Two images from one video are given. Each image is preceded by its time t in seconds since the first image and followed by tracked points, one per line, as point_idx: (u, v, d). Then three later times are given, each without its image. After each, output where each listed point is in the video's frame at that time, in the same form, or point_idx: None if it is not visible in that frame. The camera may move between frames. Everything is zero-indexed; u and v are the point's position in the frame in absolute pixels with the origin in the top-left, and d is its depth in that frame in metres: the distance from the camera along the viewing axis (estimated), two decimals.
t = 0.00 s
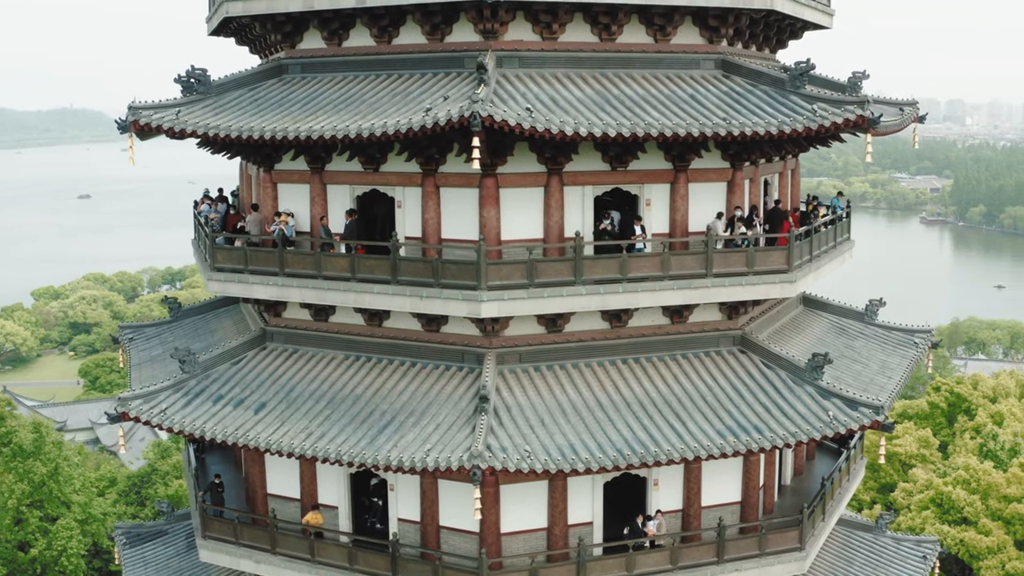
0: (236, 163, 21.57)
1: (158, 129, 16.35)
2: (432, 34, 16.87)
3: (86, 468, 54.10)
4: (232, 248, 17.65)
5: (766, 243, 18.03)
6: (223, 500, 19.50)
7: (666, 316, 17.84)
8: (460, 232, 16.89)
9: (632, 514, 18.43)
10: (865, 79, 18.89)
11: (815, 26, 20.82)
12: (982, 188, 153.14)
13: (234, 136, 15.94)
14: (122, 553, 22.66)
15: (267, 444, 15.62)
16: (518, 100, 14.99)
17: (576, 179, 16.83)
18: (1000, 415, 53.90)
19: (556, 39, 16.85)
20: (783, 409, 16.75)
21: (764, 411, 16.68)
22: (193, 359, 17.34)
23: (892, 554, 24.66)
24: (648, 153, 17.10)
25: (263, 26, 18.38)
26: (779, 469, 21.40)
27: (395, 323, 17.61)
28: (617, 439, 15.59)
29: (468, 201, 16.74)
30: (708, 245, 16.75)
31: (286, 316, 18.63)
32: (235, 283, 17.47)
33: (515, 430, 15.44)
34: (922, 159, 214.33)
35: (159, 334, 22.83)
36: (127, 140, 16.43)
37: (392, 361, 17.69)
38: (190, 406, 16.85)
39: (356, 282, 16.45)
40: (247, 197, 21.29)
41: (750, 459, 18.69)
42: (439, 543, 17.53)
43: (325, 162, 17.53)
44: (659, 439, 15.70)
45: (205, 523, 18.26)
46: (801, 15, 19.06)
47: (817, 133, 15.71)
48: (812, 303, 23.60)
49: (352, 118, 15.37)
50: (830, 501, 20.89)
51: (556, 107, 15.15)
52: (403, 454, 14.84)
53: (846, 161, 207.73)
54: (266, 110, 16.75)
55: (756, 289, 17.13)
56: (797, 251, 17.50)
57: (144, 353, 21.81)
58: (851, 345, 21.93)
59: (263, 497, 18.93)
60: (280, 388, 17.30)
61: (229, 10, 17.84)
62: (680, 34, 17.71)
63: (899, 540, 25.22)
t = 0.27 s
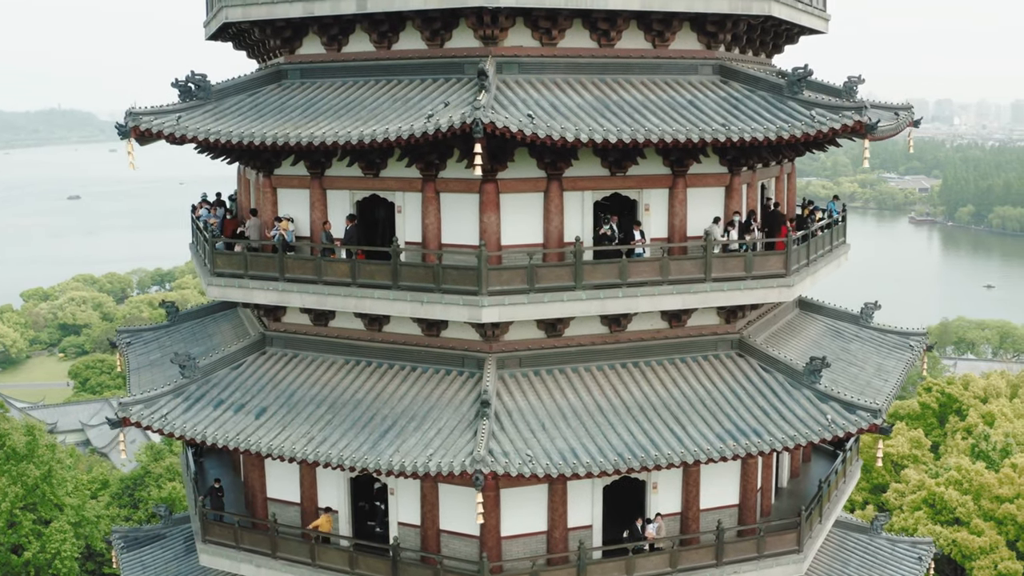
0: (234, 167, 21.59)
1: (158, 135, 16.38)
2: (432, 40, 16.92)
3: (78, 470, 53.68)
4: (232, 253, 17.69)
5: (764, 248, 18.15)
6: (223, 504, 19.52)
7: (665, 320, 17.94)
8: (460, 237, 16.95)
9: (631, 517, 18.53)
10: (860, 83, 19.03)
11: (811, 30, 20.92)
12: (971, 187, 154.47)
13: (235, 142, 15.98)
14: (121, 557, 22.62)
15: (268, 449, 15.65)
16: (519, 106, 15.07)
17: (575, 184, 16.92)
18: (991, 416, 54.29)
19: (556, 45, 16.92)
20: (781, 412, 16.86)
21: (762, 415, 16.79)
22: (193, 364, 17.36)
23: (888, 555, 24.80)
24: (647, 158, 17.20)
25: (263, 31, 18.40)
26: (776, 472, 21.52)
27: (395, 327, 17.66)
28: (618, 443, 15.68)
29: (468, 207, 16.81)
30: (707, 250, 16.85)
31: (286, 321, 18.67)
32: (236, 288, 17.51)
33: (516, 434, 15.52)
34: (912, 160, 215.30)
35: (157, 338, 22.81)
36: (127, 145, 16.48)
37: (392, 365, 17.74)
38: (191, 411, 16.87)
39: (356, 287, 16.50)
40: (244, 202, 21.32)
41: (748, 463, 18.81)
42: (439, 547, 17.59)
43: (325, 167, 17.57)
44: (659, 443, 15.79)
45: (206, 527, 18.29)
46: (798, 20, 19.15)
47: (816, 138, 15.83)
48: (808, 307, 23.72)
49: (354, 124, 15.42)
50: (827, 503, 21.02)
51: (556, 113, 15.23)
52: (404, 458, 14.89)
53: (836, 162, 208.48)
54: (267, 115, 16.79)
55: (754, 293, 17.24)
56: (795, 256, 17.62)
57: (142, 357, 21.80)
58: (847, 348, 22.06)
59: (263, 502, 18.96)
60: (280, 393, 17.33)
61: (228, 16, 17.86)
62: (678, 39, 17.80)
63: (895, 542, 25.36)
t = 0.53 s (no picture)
0: (232, 172, 21.59)
1: (158, 140, 16.39)
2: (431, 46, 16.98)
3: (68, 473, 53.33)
4: (231, 258, 17.72)
5: (761, 252, 18.27)
6: (222, 508, 19.52)
7: (663, 324, 18.05)
8: (459, 243, 17.02)
9: (630, 520, 18.61)
10: (855, 87, 19.17)
11: (806, 35, 21.05)
12: (958, 187, 156.02)
13: (235, 147, 16.01)
14: (118, 561, 22.55)
15: (269, 454, 15.68)
16: (519, 112, 15.15)
17: (574, 189, 17.00)
18: (981, 416, 54.64)
19: (555, 51, 17.02)
20: (779, 415, 16.98)
21: (760, 418, 16.91)
22: (193, 369, 17.36)
23: (883, 556, 24.96)
24: (645, 164, 17.30)
25: (262, 36, 18.43)
26: (772, 474, 21.64)
27: (394, 332, 17.72)
28: (618, 447, 15.77)
29: (468, 212, 16.88)
30: (705, 254, 16.95)
31: (285, 325, 18.70)
32: (235, 293, 17.54)
33: (517, 438, 15.60)
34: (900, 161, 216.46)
35: (154, 342, 22.77)
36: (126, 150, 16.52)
37: (392, 370, 17.79)
38: (191, 416, 16.88)
39: (357, 292, 16.56)
40: (242, 207, 21.33)
41: (745, 466, 18.93)
42: (439, 551, 17.64)
43: (324, 172, 17.63)
44: (659, 447, 15.90)
45: (205, 531, 18.30)
46: (795, 26, 19.28)
47: (813, 144, 15.97)
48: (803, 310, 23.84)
49: (354, 131, 15.48)
50: (823, 505, 21.14)
51: (556, 119, 15.32)
52: (406, 463, 14.95)
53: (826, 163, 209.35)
54: (267, 121, 16.82)
55: (752, 297, 17.35)
56: (792, 260, 17.74)
57: (140, 362, 21.76)
58: (843, 351, 22.20)
59: (262, 506, 18.98)
60: (280, 398, 17.36)
61: (227, 21, 17.88)
62: (676, 45, 17.91)
63: (890, 543, 25.50)
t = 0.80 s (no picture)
0: (228, 176, 21.59)
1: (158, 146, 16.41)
2: (431, 51, 17.03)
3: (59, 476, 53.09)
4: (231, 264, 17.75)
5: (758, 256, 18.39)
6: (221, 513, 19.55)
7: (661, 328, 18.16)
8: (458, 248, 17.08)
9: (629, 523, 18.70)
10: (850, 91, 19.32)
11: (800, 40, 21.19)
12: (946, 188, 157.32)
13: (235, 153, 16.04)
14: (115, 565, 22.54)
15: (271, 459, 15.73)
16: (519, 118, 15.24)
17: (573, 195, 17.09)
18: (971, 416, 55.02)
19: (553, 57, 17.10)
20: (777, 419, 17.10)
21: (758, 422, 17.03)
22: (193, 374, 17.38)
23: (878, 557, 25.13)
24: (643, 169, 17.39)
25: (260, 42, 18.47)
26: (769, 477, 21.77)
27: (394, 337, 17.77)
28: (617, 451, 15.87)
29: (467, 217, 16.94)
30: (703, 259, 17.04)
31: (284, 330, 18.72)
32: (235, 299, 17.58)
33: (517, 443, 15.68)
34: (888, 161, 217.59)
35: (151, 347, 22.75)
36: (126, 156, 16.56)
37: (391, 375, 17.83)
38: (192, 421, 16.91)
39: (357, 297, 16.60)
40: (240, 213, 21.33)
41: (742, 469, 19.05)
42: (439, 555, 17.70)
43: (323, 178, 17.66)
44: (658, 450, 16.01)
45: (205, 536, 18.32)
46: (791, 31, 19.39)
47: (810, 150, 16.11)
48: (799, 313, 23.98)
49: (355, 137, 15.54)
50: (820, 507, 21.26)
51: (556, 125, 15.39)
52: (408, 468, 15.01)
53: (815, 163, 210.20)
54: (266, 127, 16.86)
55: (750, 302, 17.46)
56: (789, 264, 17.86)
57: (138, 366, 21.74)
58: (838, 354, 22.34)
59: (262, 510, 19.01)
60: (280, 402, 17.39)
61: (226, 27, 17.90)
62: (673, 50, 18.01)
63: (884, 544, 25.67)
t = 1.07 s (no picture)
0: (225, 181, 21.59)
1: (157, 152, 16.44)
2: (429, 57, 17.09)
3: (50, 479, 52.83)
4: (230, 269, 17.78)
5: (755, 261, 18.51)
6: (220, 517, 19.56)
7: (658, 332, 18.25)
8: (457, 253, 17.14)
9: (627, 526, 18.80)
10: (844, 96, 19.49)
11: (795, 45, 21.31)
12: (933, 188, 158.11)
13: (235, 159, 16.07)
14: (112, 569, 22.51)
15: (271, 464, 15.78)
16: (519, 125, 15.32)
17: (571, 200, 17.18)
18: (961, 416, 55.38)
19: (552, 63, 17.18)
20: (774, 422, 17.22)
21: (756, 425, 17.15)
22: (192, 379, 17.41)
23: (873, 558, 25.29)
24: (641, 174, 17.49)
25: (259, 47, 18.49)
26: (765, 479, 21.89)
27: (393, 341, 17.81)
28: (617, 455, 15.97)
29: (466, 223, 17.01)
30: (701, 264, 17.15)
31: (283, 335, 18.75)
32: (234, 304, 17.61)
33: (517, 447, 15.76)
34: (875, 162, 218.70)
35: (148, 351, 22.72)
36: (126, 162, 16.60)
37: (390, 379, 17.87)
38: (191, 426, 16.93)
39: (356, 302, 16.66)
40: (238, 218, 21.35)
41: (739, 472, 19.16)
42: (438, 559, 17.74)
43: (322, 183, 17.70)
44: (657, 454, 16.11)
45: (204, 540, 18.34)
46: (787, 36, 19.51)
47: (807, 155, 16.24)
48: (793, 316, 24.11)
49: (355, 143, 15.60)
50: (816, 510, 21.38)
51: (556, 131, 15.48)
52: (408, 473, 15.08)
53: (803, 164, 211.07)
54: (266, 132, 16.91)
55: (747, 306, 17.58)
56: (785, 268, 17.99)
57: (134, 371, 21.71)
58: (833, 357, 22.49)
59: (261, 515, 19.03)
60: (280, 407, 17.43)
61: (224, 33, 17.93)
62: (670, 56, 18.12)
63: (878, 545, 25.83)
